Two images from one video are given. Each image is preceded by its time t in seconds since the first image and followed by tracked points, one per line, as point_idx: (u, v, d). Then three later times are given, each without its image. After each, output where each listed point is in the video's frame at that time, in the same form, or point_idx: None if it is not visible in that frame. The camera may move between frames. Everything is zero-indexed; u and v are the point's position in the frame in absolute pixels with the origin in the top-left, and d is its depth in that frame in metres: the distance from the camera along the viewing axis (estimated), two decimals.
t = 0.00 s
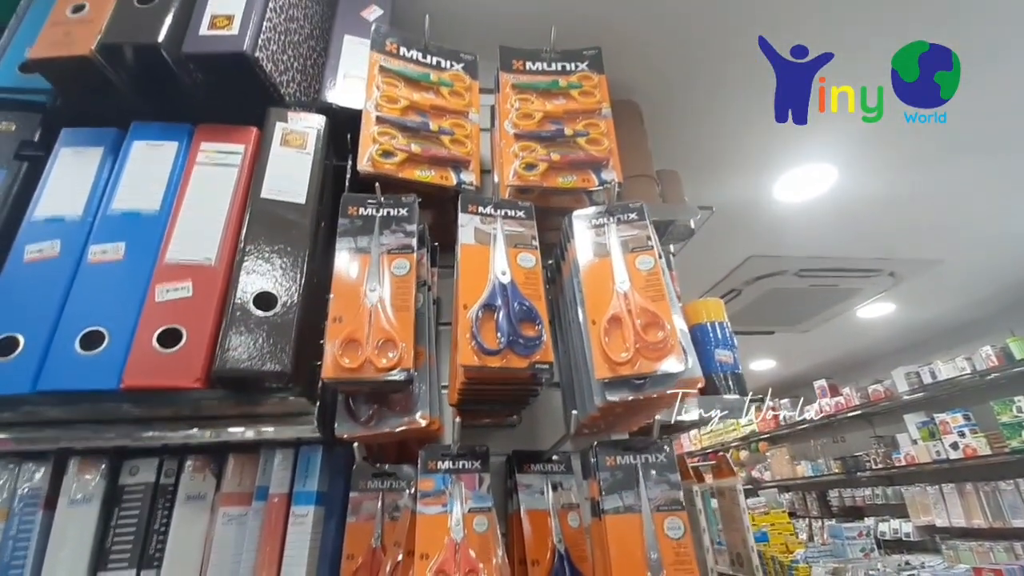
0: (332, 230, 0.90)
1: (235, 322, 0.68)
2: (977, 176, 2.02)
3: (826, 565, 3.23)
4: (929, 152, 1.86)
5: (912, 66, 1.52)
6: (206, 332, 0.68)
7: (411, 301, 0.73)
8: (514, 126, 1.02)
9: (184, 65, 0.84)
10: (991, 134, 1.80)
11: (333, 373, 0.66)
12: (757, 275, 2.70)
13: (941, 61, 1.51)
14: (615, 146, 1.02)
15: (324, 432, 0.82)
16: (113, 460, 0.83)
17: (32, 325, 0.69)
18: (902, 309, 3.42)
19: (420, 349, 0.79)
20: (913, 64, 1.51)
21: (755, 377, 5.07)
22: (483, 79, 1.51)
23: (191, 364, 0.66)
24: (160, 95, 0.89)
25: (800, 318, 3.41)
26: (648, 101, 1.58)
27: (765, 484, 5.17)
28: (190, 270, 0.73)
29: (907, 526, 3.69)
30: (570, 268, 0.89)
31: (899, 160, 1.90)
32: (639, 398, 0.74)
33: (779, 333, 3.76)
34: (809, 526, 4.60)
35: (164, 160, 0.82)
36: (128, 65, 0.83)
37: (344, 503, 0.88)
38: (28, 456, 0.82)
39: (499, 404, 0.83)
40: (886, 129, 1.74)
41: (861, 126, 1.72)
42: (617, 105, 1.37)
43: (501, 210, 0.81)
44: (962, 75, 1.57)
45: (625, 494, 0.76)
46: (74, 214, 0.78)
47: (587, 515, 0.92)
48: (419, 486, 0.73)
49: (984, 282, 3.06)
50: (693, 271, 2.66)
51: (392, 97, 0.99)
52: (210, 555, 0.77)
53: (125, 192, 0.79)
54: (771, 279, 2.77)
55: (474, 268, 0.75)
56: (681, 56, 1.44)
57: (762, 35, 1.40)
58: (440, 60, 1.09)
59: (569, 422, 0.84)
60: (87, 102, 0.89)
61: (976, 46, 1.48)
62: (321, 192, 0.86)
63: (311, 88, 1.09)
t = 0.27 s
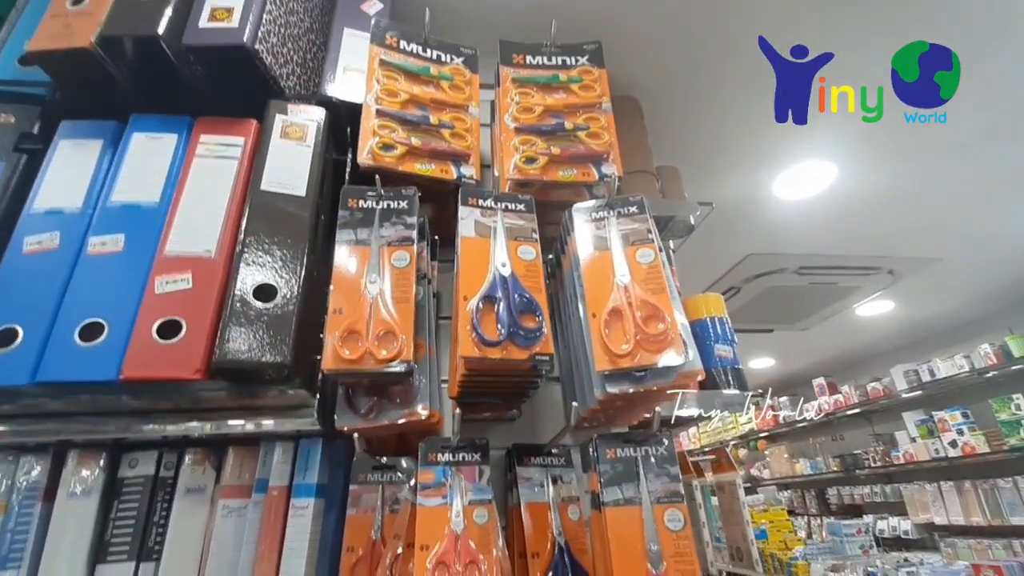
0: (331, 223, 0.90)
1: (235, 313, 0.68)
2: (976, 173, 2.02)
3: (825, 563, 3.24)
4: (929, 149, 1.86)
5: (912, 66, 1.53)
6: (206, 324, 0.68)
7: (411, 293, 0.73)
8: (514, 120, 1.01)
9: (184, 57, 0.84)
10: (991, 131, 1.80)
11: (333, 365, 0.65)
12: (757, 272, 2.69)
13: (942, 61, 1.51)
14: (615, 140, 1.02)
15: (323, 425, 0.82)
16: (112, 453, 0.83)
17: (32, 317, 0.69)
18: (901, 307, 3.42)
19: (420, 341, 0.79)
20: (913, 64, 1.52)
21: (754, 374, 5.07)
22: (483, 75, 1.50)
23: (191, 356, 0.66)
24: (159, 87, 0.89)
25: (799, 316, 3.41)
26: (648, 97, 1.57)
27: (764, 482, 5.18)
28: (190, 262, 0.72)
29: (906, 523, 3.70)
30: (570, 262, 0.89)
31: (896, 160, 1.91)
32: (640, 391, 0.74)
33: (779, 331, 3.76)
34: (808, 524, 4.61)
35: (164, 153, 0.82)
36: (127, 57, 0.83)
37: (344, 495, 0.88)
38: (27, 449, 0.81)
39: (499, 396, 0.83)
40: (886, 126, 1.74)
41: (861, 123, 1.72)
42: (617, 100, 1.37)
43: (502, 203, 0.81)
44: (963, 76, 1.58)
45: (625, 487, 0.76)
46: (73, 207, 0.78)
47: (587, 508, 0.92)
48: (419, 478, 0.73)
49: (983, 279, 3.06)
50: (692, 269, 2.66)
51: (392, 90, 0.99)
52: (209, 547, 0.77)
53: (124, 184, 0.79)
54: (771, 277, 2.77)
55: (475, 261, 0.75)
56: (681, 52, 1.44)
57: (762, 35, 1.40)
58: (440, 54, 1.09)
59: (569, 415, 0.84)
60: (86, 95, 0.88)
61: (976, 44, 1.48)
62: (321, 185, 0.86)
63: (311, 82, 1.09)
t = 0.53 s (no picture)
0: (330, 222, 0.90)
1: (232, 312, 0.68)
2: (976, 172, 2.02)
3: (823, 561, 3.26)
4: (929, 149, 1.86)
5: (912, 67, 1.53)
6: (204, 323, 0.68)
7: (410, 292, 0.73)
8: (513, 118, 1.01)
9: (181, 55, 0.84)
10: (991, 131, 1.80)
11: (331, 364, 0.65)
12: (757, 271, 2.69)
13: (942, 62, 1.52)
14: (614, 139, 1.02)
15: (321, 424, 0.82)
16: (110, 451, 0.83)
17: (29, 315, 0.69)
18: (901, 306, 3.42)
19: (418, 340, 0.79)
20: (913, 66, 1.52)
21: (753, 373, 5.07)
22: (483, 73, 1.50)
23: (188, 355, 0.66)
24: (157, 86, 0.88)
25: (798, 315, 3.41)
26: (648, 96, 1.57)
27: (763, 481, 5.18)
28: (187, 261, 0.72)
29: (904, 522, 3.70)
30: (569, 261, 0.89)
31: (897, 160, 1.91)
32: (639, 390, 0.74)
33: (778, 330, 3.76)
34: (807, 523, 4.61)
35: (162, 151, 0.82)
36: (125, 56, 0.83)
37: (342, 495, 0.88)
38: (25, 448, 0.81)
39: (498, 396, 0.83)
40: (886, 126, 1.74)
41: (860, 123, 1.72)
42: (617, 99, 1.36)
43: (500, 202, 0.81)
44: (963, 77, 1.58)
45: (623, 486, 0.76)
46: (71, 205, 0.78)
47: (585, 508, 0.92)
48: (417, 477, 0.73)
49: (982, 279, 3.06)
50: (692, 268, 2.66)
51: (391, 88, 0.98)
52: (207, 546, 0.77)
53: (121, 182, 0.79)
54: (770, 276, 2.77)
55: (473, 260, 0.74)
56: (681, 51, 1.44)
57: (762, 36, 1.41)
58: (439, 52, 1.09)
59: (568, 414, 0.83)
60: (84, 93, 0.88)
61: (976, 43, 1.48)
62: (319, 184, 0.86)
63: (310, 80, 1.09)
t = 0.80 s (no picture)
0: (328, 216, 0.89)
1: (230, 306, 0.68)
2: (976, 168, 2.01)
3: (822, 557, 3.30)
4: (929, 145, 1.86)
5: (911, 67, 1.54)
6: (201, 317, 0.68)
7: (408, 287, 0.72)
8: (513, 113, 1.01)
9: (179, 49, 0.83)
10: (991, 128, 1.80)
11: (329, 358, 0.65)
12: (756, 268, 2.69)
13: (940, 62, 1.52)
14: (614, 134, 1.02)
15: (320, 418, 0.81)
16: (108, 446, 0.83)
17: (25, 310, 0.69)
18: (900, 303, 3.42)
19: (417, 335, 0.79)
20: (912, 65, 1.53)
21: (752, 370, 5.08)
22: (482, 68, 1.49)
23: (186, 349, 0.66)
24: (154, 79, 0.88)
25: (798, 312, 3.41)
26: (648, 92, 1.57)
27: (762, 477, 5.20)
28: (185, 255, 0.72)
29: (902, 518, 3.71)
30: (569, 256, 0.89)
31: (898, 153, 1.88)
32: (638, 385, 0.74)
33: (777, 327, 3.76)
34: (805, 519, 4.63)
35: (159, 145, 0.81)
36: (122, 50, 0.82)
37: (341, 489, 0.88)
38: (23, 443, 0.81)
39: (497, 391, 0.82)
40: (886, 122, 1.73)
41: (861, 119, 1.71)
42: (617, 94, 1.36)
43: (500, 196, 0.81)
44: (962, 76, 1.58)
45: (622, 481, 0.76)
46: (68, 199, 0.77)
47: (584, 502, 0.92)
48: (416, 472, 0.73)
49: (981, 276, 3.06)
50: (691, 265, 2.66)
51: (390, 82, 0.98)
52: (206, 541, 0.77)
53: (118, 176, 0.78)
54: (770, 273, 2.77)
55: (472, 254, 0.74)
56: (682, 47, 1.43)
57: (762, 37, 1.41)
58: (438, 46, 1.08)
59: (567, 409, 0.83)
60: (80, 86, 0.87)
61: (978, 39, 1.47)
62: (317, 178, 0.85)
63: (308, 74, 1.08)
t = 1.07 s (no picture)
0: (325, 190, 0.88)
1: (227, 280, 0.67)
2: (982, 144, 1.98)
3: (815, 532, 3.46)
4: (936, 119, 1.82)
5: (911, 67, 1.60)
6: (198, 291, 0.67)
7: (407, 261, 0.71)
8: (513, 85, 0.99)
9: (169, 16, 0.81)
10: (998, 104, 1.77)
11: (327, 333, 0.64)
12: (757, 247, 2.68)
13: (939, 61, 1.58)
14: (617, 106, 0.99)
15: (319, 393, 0.81)
16: (108, 420, 0.83)
17: (19, 282, 0.68)
18: (900, 282, 3.42)
19: (416, 310, 0.78)
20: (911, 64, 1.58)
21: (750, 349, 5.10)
22: (482, 40, 1.46)
23: (182, 323, 0.65)
24: (145, 48, 0.86)
25: (797, 291, 3.41)
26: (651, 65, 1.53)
27: (758, 454, 5.26)
28: (179, 228, 0.71)
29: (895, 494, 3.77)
30: (569, 231, 0.88)
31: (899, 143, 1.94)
32: (639, 360, 0.73)
33: (776, 307, 3.77)
34: (799, 494, 4.70)
35: (151, 116, 0.80)
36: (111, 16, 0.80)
37: (341, 463, 0.88)
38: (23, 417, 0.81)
39: (497, 366, 0.82)
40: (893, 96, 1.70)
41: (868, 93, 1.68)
42: (619, 66, 1.33)
43: (500, 169, 0.79)
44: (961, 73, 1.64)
45: (622, 455, 0.76)
46: (59, 171, 0.76)
47: (583, 477, 0.92)
48: (416, 446, 0.73)
49: (982, 255, 3.05)
50: (691, 243, 2.65)
51: (387, 52, 0.95)
52: (207, 513, 0.78)
53: (110, 147, 0.77)
54: (770, 252, 2.76)
55: (472, 228, 0.73)
56: (687, 18, 1.39)
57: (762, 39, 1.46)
58: (437, 15, 1.05)
59: (568, 384, 0.83)
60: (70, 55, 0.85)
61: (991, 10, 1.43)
62: (313, 150, 0.84)
63: (303, 44, 1.06)
